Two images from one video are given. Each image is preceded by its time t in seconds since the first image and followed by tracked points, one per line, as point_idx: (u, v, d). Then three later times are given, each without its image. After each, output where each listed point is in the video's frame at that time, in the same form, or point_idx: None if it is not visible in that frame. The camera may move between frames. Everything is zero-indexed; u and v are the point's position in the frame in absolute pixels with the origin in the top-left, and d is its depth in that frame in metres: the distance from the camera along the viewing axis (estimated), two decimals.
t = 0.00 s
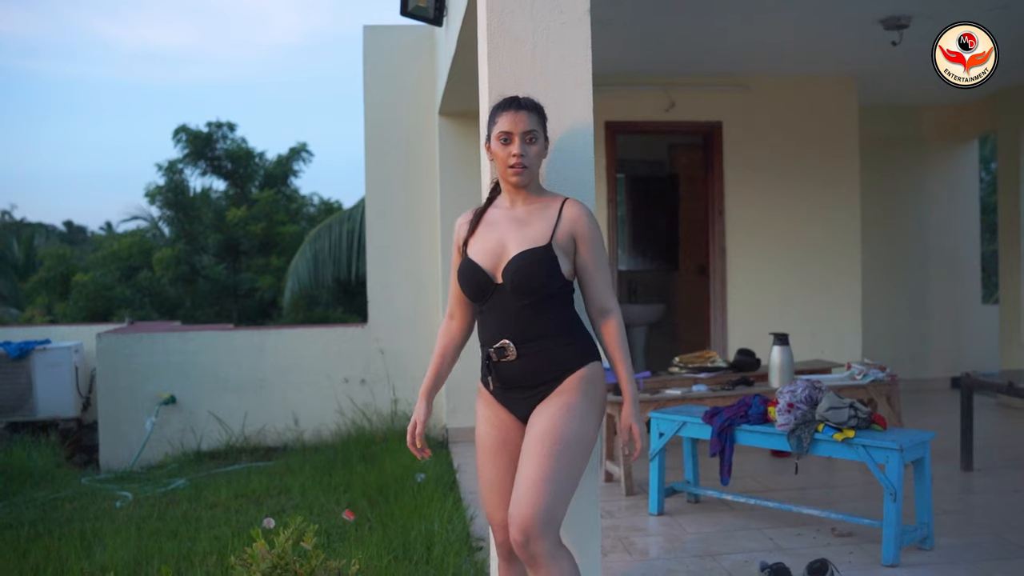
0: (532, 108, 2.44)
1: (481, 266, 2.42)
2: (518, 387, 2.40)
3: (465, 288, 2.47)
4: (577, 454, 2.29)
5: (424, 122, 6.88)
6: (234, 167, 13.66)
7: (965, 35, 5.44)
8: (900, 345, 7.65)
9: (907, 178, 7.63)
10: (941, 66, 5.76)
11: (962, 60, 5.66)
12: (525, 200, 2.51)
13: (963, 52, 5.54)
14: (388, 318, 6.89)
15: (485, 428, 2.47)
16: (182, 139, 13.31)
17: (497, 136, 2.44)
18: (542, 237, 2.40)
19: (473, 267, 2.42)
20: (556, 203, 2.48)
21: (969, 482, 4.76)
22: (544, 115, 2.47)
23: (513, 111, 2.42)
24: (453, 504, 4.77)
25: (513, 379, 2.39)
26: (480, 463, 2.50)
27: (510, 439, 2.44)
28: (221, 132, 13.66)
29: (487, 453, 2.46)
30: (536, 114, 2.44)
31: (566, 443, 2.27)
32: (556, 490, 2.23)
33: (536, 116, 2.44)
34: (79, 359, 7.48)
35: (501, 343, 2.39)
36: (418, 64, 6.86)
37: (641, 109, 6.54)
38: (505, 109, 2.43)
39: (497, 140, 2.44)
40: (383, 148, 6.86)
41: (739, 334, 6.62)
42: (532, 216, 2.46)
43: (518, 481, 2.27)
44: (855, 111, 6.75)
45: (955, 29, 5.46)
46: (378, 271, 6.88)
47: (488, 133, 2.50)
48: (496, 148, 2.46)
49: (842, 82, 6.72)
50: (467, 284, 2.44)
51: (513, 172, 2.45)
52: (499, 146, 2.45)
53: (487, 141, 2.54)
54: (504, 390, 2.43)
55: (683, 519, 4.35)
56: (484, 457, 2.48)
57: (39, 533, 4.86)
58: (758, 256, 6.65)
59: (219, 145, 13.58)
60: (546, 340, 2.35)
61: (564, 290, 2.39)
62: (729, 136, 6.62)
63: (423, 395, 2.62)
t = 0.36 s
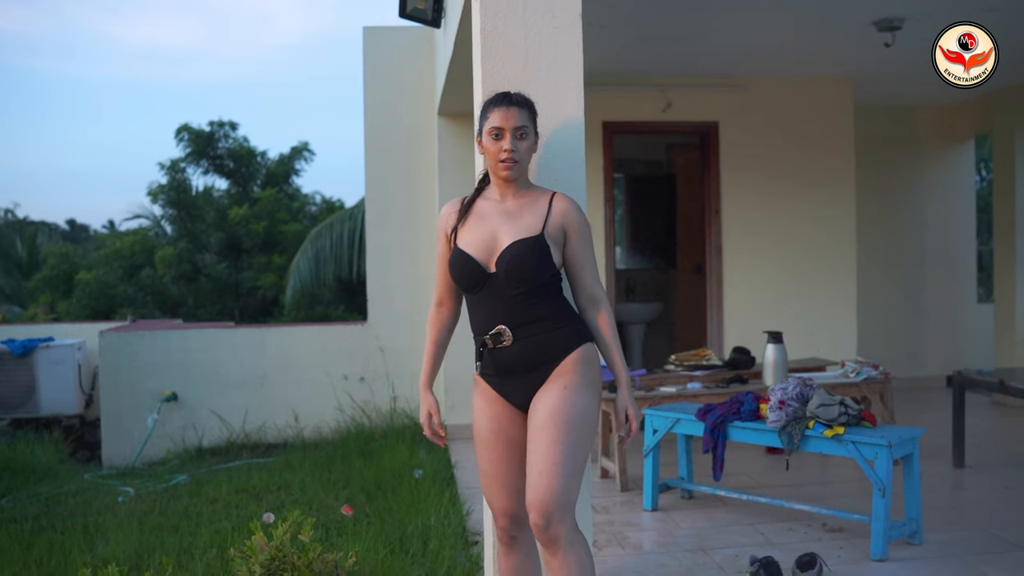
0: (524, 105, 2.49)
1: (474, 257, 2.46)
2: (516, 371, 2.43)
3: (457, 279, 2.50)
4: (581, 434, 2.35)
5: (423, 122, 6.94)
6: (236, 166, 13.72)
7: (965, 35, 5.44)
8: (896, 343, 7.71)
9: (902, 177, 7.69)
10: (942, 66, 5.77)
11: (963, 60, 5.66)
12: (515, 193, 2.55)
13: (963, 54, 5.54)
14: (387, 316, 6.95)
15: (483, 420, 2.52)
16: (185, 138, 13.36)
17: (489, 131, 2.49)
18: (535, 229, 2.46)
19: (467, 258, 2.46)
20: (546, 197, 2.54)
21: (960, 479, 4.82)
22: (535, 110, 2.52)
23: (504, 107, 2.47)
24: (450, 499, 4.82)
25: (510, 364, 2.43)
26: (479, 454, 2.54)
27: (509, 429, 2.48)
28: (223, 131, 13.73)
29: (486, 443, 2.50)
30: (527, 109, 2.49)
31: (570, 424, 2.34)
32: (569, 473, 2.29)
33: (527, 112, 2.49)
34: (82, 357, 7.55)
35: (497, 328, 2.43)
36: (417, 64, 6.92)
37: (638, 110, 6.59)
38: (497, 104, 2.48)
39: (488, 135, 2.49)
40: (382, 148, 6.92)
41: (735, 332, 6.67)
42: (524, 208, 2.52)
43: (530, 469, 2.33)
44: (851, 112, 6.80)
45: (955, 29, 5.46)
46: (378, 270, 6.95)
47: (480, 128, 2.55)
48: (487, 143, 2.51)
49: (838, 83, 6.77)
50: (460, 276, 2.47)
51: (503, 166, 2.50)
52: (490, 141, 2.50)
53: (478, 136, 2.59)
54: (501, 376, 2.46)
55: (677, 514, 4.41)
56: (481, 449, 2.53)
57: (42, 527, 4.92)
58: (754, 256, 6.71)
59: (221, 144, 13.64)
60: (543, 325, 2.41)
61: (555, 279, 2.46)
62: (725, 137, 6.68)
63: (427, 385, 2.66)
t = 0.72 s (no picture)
0: (515, 104, 2.55)
1: (475, 251, 2.49)
2: (516, 363, 2.47)
3: (456, 273, 2.52)
4: (579, 422, 2.41)
5: (422, 118, 7.00)
6: (237, 161, 13.79)
7: (965, 35, 5.44)
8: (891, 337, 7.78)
9: (898, 172, 7.75)
10: (942, 65, 5.78)
11: (963, 60, 5.65)
12: (510, 191, 2.61)
13: (963, 52, 5.49)
14: (386, 311, 7.02)
15: (475, 412, 2.53)
16: (186, 134, 13.41)
17: (482, 130, 2.54)
18: (534, 226, 2.52)
19: (467, 253, 2.49)
20: (541, 197, 2.61)
21: (951, 470, 4.89)
22: (525, 110, 2.58)
23: (496, 106, 2.53)
24: (447, 491, 4.89)
25: (512, 356, 2.47)
26: (470, 446, 2.55)
27: (502, 420, 2.51)
28: (225, 126, 13.77)
29: (479, 434, 2.52)
30: (518, 109, 2.55)
31: (569, 413, 2.40)
32: (570, 459, 2.35)
33: (519, 111, 2.55)
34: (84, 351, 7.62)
35: (499, 321, 2.47)
36: (416, 61, 6.98)
37: (635, 106, 6.64)
38: (489, 104, 2.53)
39: (482, 135, 2.54)
40: (381, 144, 6.98)
41: (731, 327, 6.74)
42: (520, 207, 2.57)
43: (531, 456, 2.37)
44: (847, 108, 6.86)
45: (956, 30, 5.46)
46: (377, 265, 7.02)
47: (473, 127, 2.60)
48: (481, 143, 2.56)
49: (834, 79, 6.83)
50: (460, 270, 2.50)
51: (497, 165, 2.55)
52: (484, 141, 2.55)
53: (472, 136, 2.63)
54: (499, 368, 2.49)
55: (671, 506, 4.47)
56: (473, 440, 2.54)
57: (46, 518, 5.00)
58: (750, 251, 6.76)
59: (222, 139, 13.70)
60: (543, 318, 2.47)
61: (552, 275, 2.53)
62: (721, 132, 6.72)
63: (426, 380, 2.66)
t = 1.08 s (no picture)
0: (518, 105, 2.59)
1: (484, 244, 2.52)
2: (520, 355, 2.51)
3: (462, 265, 2.54)
4: (582, 413, 2.49)
5: (425, 112, 7.06)
6: (242, 152, 13.83)
7: (965, 35, 5.66)
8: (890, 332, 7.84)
9: (898, 168, 7.80)
10: (943, 64, 6.01)
11: (963, 60, 5.90)
12: (512, 190, 2.67)
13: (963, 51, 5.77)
14: (388, 302, 7.08)
15: (474, 404, 2.53)
16: (192, 125, 13.48)
17: (486, 130, 2.58)
18: (540, 226, 2.60)
19: (475, 246, 2.52)
20: (543, 198, 2.69)
21: (945, 464, 4.96)
22: (528, 111, 2.63)
23: (500, 107, 2.57)
24: (447, 480, 4.96)
25: (516, 348, 2.51)
26: (468, 438, 2.56)
27: (502, 412, 2.54)
28: (231, 117, 13.83)
29: (478, 426, 2.53)
30: (521, 110, 2.59)
31: (574, 403, 2.48)
32: (578, 446, 2.43)
33: (522, 112, 2.59)
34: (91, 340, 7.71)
35: (505, 313, 2.51)
36: (420, 55, 7.03)
37: (637, 101, 6.69)
38: (493, 105, 2.57)
39: (486, 134, 2.59)
40: (384, 138, 7.04)
41: (730, 321, 6.79)
42: (525, 206, 2.64)
43: (539, 445, 2.43)
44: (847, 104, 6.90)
45: (956, 30, 5.67)
46: (380, 256, 7.09)
47: (477, 126, 2.64)
48: (484, 142, 2.61)
49: (835, 75, 6.87)
50: (468, 262, 2.52)
51: (500, 163, 2.60)
52: (487, 140, 2.60)
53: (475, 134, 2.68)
54: (502, 360, 2.51)
55: (668, 496, 4.54)
56: (471, 433, 2.55)
57: (54, 504, 5.09)
58: (750, 246, 6.82)
59: (228, 130, 13.76)
60: (547, 313, 2.55)
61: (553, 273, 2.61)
62: (722, 127, 6.77)
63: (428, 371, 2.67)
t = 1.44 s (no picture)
0: (518, 108, 2.65)
1: (496, 247, 2.59)
2: (524, 358, 2.58)
3: (474, 266, 2.59)
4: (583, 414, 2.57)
5: (427, 108, 7.12)
6: (246, 147, 13.90)
7: (966, 35, 5.67)
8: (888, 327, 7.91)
9: (896, 164, 7.86)
10: (943, 65, 6.01)
11: (963, 60, 5.87)
12: (514, 193, 2.74)
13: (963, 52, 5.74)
14: (390, 296, 7.15)
15: (472, 401, 2.60)
16: (195, 120, 13.53)
17: (488, 134, 2.64)
18: (547, 232, 2.69)
19: (488, 248, 2.58)
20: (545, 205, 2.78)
21: (939, 458, 5.02)
22: (529, 114, 2.69)
23: (501, 111, 2.63)
24: (448, 472, 5.04)
25: (522, 351, 2.57)
26: (465, 435, 2.62)
27: (500, 410, 2.60)
28: (233, 112, 13.86)
29: (475, 422, 2.59)
30: (522, 113, 2.65)
31: (575, 404, 2.56)
32: (582, 444, 2.50)
33: (523, 115, 2.65)
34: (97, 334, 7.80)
35: (514, 316, 2.57)
36: (422, 52, 7.09)
37: (637, 98, 6.74)
38: (495, 109, 2.63)
39: (488, 138, 2.65)
40: (387, 133, 7.09)
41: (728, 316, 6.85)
42: (531, 211, 2.72)
43: (544, 442, 2.49)
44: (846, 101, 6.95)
45: (956, 30, 5.68)
46: (382, 250, 7.16)
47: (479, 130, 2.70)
48: (487, 146, 2.67)
49: (834, 73, 6.91)
50: (481, 264, 2.57)
51: (503, 165, 2.66)
52: (490, 144, 2.66)
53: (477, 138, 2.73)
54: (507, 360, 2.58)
55: (666, 488, 4.61)
56: (468, 429, 2.61)
57: (61, 495, 5.17)
58: (749, 242, 6.87)
59: (232, 125, 13.82)
60: (550, 319, 2.64)
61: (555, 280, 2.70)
62: (722, 124, 6.83)
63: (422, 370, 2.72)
